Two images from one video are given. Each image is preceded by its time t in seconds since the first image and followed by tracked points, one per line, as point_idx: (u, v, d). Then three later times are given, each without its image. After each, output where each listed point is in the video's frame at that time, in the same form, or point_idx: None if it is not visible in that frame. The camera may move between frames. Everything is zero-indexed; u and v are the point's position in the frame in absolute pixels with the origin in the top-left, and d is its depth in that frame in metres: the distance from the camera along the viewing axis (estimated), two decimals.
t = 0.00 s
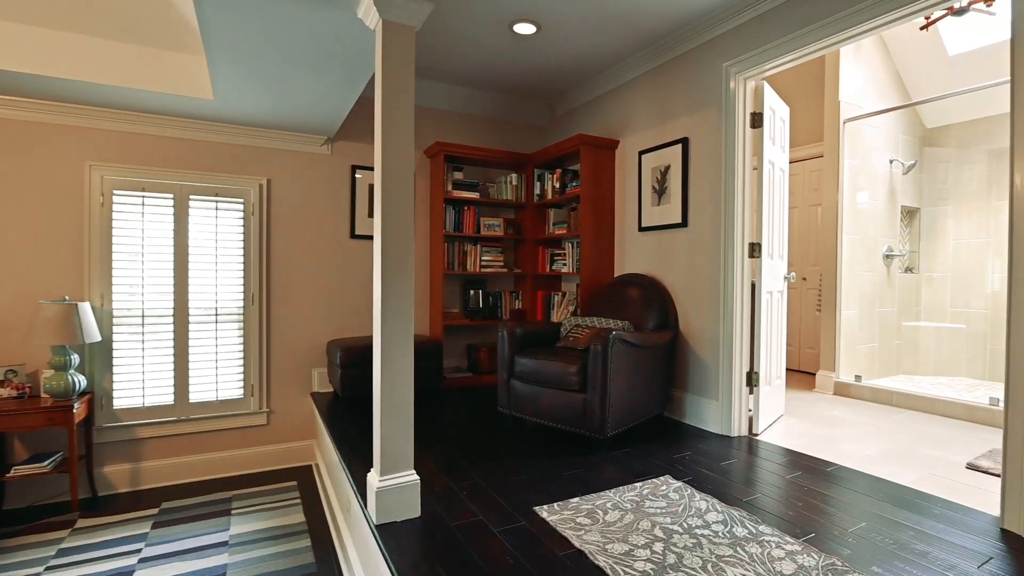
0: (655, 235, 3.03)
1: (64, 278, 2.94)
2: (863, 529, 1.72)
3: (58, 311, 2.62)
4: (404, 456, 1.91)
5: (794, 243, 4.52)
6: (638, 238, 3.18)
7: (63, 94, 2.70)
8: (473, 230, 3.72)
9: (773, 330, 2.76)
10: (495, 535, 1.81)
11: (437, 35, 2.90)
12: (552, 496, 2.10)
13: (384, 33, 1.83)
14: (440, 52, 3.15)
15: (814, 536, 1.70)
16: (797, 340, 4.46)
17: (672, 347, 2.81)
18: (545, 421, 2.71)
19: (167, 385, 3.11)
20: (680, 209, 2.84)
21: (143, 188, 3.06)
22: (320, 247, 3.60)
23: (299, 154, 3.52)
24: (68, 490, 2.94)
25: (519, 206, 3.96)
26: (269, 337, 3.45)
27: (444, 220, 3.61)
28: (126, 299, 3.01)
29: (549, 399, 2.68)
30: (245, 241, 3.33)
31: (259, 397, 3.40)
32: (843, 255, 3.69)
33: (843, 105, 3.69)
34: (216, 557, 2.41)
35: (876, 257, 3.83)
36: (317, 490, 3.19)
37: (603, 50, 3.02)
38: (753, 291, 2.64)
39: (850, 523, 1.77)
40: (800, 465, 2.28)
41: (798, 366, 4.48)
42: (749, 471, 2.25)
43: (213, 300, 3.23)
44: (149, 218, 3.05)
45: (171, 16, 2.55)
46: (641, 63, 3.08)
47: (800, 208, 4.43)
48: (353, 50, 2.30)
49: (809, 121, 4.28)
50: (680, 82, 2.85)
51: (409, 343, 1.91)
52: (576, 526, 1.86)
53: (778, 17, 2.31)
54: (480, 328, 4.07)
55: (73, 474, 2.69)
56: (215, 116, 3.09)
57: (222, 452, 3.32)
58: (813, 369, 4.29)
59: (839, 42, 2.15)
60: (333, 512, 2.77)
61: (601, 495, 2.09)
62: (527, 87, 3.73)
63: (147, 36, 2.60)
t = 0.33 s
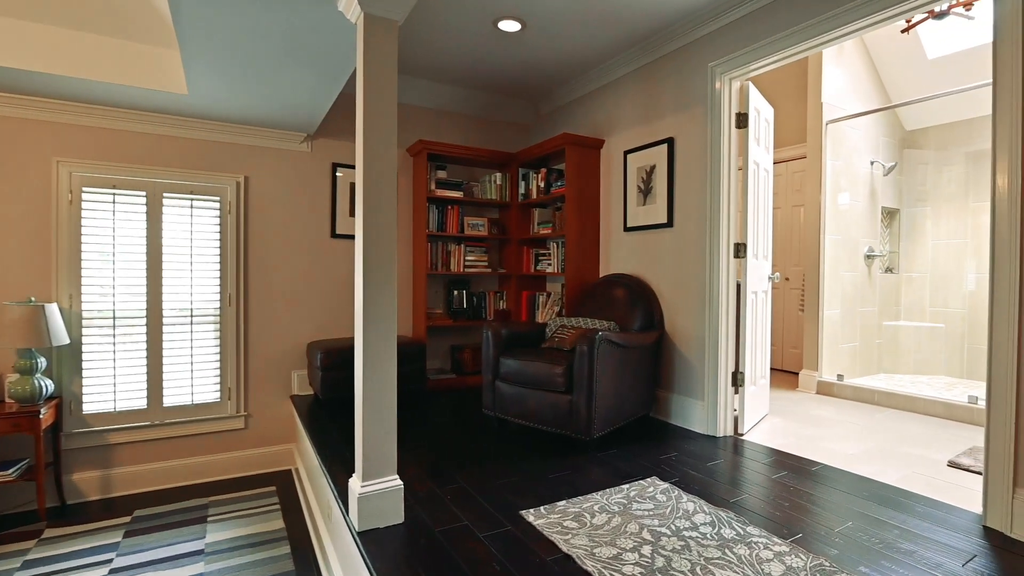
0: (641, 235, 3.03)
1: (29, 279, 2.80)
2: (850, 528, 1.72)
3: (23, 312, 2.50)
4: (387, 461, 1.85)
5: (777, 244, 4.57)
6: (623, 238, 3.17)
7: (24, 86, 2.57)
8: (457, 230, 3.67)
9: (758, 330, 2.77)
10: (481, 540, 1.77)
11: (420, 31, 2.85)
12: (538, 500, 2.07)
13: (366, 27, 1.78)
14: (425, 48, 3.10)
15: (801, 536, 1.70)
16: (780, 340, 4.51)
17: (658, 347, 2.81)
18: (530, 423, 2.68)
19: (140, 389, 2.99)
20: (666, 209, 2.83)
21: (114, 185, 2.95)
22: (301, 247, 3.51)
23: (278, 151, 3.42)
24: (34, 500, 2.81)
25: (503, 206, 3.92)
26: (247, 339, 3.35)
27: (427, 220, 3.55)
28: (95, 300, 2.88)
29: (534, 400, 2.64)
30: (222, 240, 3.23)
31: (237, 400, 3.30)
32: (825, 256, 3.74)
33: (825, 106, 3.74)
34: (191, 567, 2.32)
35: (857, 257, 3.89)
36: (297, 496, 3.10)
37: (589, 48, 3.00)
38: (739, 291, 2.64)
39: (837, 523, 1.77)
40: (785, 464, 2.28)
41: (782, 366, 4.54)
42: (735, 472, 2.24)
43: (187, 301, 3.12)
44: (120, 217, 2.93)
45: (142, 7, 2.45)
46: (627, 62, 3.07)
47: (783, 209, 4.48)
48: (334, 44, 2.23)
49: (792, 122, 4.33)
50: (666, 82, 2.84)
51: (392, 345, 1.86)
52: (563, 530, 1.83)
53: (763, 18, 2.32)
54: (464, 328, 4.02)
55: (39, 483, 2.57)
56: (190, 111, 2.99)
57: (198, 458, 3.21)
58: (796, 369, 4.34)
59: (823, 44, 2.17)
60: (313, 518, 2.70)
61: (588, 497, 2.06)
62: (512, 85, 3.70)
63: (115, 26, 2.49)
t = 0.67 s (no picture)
0: (627, 236, 3.02)
1: None
2: (838, 529, 1.72)
3: None
4: (370, 467, 1.80)
5: (762, 245, 4.61)
6: (610, 239, 3.16)
7: None
8: (442, 230, 3.62)
9: (744, 330, 2.77)
10: (467, 546, 1.72)
11: (405, 27, 2.79)
12: (526, 504, 2.03)
13: (349, 20, 1.73)
14: (410, 45, 3.05)
15: (791, 537, 1.69)
16: (765, 340, 4.55)
17: (644, 348, 2.80)
18: (516, 425, 2.64)
19: (112, 393, 2.87)
20: (653, 209, 2.83)
21: (85, 183, 2.83)
22: (281, 246, 3.42)
23: (257, 149, 3.33)
24: None
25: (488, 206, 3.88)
26: (226, 342, 3.25)
27: (411, 220, 3.49)
28: (65, 302, 2.77)
29: (520, 402, 2.61)
30: (199, 239, 3.13)
31: (214, 404, 3.19)
32: (809, 257, 3.78)
33: (809, 108, 3.79)
34: None
35: (841, 258, 3.94)
36: (277, 501, 3.01)
37: (575, 47, 2.98)
38: (725, 292, 2.64)
39: (826, 524, 1.76)
40: (772, 464, 2.29)
41: (767, 366, 4.58)
42: (723, 473, 2.23)
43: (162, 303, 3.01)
44: (91, 216, 2.82)
45: None
46: (614, 62, 3.06)
47: (768, 211, 4.52)
48: (315, 39, 2.17)
49: (777, 124, 4.38)
50: (653, 82, 2.84)
51: (375, 348, 1.80)
52: (551, 534, 1.79)
53: (748, 19, 2.33)
54: (449, 329, 3.97)
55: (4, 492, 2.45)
56: (165, 107, 2.89)
57: (173, 464, 3.10)
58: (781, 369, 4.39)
59: (807, 46, 2.19)
60: (294, 524, 2.62)
61: (576, 501, 2.03)
62: (498, 84, 3.66)
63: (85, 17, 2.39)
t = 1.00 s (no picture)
0: (614, 236, 3.00)
1: None
2: (827, 529, 1.71)
3: None
4: (353, 471, 1.74)
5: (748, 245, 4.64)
6: (597, 239, 3.14)
7: None
8: (427, 229, 3.57)
9: (731, 330, 2.77)
10: (453, 552, 1.68)
11: (389, 22, 2.73)
12: (514, 507, 1.99)
13: (330, 11, 1.67)
14: (394, 41, 3.00)
15: (780, 539, 1.68)
16: (751, 340, 4.58)
17: (632, 349, 2.78)
18: (503, 428, 2.60)
19: (84, 396, 2.76)
20: (640, 209, 2.81)
21: (54, 179, 2.71)
22: (262, 245, 3.33)
23: (235, 145, 3.23)
24: None
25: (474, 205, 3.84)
26: (204, 343, 3.15)
27: (395, 219, 3.43)
28: (33, 303, 2.65)
29: (507, 404, 2.57)
30: (176, 237, 3.02)
31: (191, 408, 3.09)
32: (795, 258, 3.82)
33: (795, 109, 3.82)
34: None
35: (826, 258, 3.98)
36: (257, 507, 2.92)
37: (563, 46, 2.95)
38: (713, 292, 2.64)
39: (816, 524, 1.75)
40: (758, 465, 2.28)
41: (752, 366, 4.61)
42: (711, 473, 2.22)
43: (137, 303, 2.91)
44: (61, 214, 2.71)
45: None
46: (601, 61, 3.04)
47: (754, 211, 4.55)
48: (296, 32, 2.10)
49: (763, 125, 4.42)
50: (640, 82, 2.83)
51: (358, 350, 1.74)
52: (539, 539, 1.75)
53: (736, 19, 2.33)
54: (434, 331, 3.91)
55: None
56: (139, 101, 2.78)
57: (148, 470, 2.99)
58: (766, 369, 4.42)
59: (794, 46, 2.19)
60: (274, 530, 2.54)
61: (563, 504, 2.00)
62: (484, 82, 3.62)
63: (53, 6, 2.29)
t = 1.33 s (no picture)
0: (603, 235, 2.98)
1: None
2: (819, 530, 1.70)
3: None
4: (338, 477, 1.68)
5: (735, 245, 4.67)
6: (586, 238, 3.11)
7: None
8: (413, 228, 3.51)
9: (720, 330, 2.77)
10: (441, 559, 1.63)
11: (375, 16, 2.67)
12: (503, 511, 1.95)
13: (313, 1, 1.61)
14: (380, 36, 2.94)
15: (772, 539, 1.66)
16: (738, 340, 4.61)
17: (621, 349, 2.76)
18: (491, 429, 2.56)
19: (56, 400, 2.65)
20: (629, 209, 2.80)
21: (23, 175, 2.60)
22: (242, 244, 3.24)
23: (215, 142, 3.14)
24: None
25: (461, 204, 3.79)
26: (182, 344, 3.05)
27: (381, 218, 3.37)
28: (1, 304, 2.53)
29: (495, 406, 2.53)
30: (153, 235, 2.92)
31: (169, 412, 2.99)
32: (783, 257, 3.85)
33: (782, 109, 3.85)
34: None
35: (812, 258, 4.02)
36: (238, 513, 2.84)
37: (552, 43, 2.92)
38: (702, 292, 2.63)
39: (807, 525, 1.74)
40: (748, 464, 2.28)
41: (740, 365, 4.64)
42: (701, 474, 2.21)
43: (113, 304, 2.80)
44: (31, 211, 2.59)
45: None
46: (590, 58, 3.02)
47: (741, 211, 4.58)
48: (277, 24, 2.03)
49: (750, 125, 4.45)
50: (629, 80, 2.81)
51: (343, 352, 1.69)
52: (529, 543, 1.72)
53: (725, 17, 2.33)
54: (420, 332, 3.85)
55: None
56: (113, 95, 2.68)
57: (123, 476, 2.88)
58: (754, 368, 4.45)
59: (782, 45, 2.19)
60: (256, 537, 2.46)
61: (554, 506, 1.96)
62: (472, 79, 3.58)
63: None
